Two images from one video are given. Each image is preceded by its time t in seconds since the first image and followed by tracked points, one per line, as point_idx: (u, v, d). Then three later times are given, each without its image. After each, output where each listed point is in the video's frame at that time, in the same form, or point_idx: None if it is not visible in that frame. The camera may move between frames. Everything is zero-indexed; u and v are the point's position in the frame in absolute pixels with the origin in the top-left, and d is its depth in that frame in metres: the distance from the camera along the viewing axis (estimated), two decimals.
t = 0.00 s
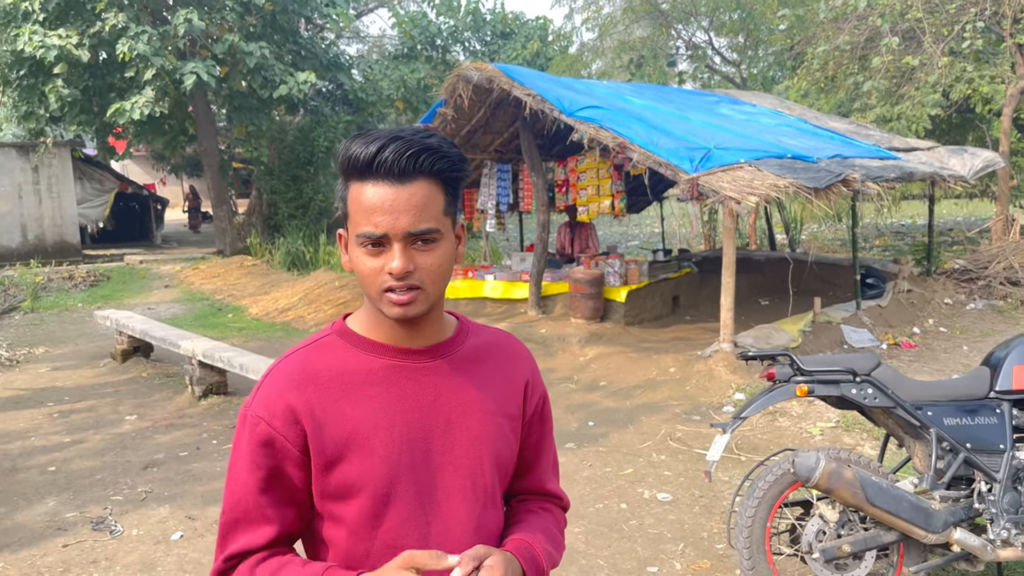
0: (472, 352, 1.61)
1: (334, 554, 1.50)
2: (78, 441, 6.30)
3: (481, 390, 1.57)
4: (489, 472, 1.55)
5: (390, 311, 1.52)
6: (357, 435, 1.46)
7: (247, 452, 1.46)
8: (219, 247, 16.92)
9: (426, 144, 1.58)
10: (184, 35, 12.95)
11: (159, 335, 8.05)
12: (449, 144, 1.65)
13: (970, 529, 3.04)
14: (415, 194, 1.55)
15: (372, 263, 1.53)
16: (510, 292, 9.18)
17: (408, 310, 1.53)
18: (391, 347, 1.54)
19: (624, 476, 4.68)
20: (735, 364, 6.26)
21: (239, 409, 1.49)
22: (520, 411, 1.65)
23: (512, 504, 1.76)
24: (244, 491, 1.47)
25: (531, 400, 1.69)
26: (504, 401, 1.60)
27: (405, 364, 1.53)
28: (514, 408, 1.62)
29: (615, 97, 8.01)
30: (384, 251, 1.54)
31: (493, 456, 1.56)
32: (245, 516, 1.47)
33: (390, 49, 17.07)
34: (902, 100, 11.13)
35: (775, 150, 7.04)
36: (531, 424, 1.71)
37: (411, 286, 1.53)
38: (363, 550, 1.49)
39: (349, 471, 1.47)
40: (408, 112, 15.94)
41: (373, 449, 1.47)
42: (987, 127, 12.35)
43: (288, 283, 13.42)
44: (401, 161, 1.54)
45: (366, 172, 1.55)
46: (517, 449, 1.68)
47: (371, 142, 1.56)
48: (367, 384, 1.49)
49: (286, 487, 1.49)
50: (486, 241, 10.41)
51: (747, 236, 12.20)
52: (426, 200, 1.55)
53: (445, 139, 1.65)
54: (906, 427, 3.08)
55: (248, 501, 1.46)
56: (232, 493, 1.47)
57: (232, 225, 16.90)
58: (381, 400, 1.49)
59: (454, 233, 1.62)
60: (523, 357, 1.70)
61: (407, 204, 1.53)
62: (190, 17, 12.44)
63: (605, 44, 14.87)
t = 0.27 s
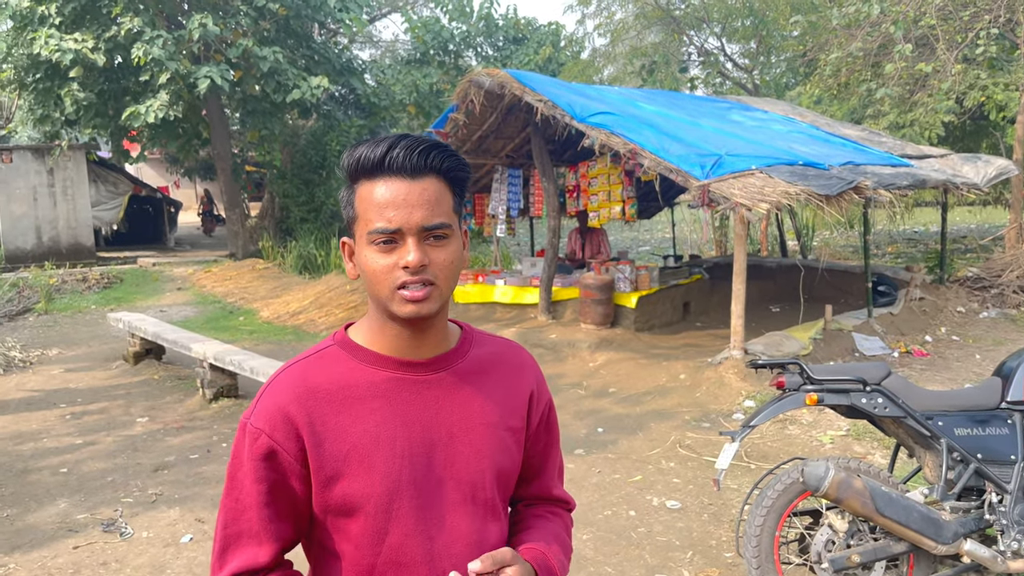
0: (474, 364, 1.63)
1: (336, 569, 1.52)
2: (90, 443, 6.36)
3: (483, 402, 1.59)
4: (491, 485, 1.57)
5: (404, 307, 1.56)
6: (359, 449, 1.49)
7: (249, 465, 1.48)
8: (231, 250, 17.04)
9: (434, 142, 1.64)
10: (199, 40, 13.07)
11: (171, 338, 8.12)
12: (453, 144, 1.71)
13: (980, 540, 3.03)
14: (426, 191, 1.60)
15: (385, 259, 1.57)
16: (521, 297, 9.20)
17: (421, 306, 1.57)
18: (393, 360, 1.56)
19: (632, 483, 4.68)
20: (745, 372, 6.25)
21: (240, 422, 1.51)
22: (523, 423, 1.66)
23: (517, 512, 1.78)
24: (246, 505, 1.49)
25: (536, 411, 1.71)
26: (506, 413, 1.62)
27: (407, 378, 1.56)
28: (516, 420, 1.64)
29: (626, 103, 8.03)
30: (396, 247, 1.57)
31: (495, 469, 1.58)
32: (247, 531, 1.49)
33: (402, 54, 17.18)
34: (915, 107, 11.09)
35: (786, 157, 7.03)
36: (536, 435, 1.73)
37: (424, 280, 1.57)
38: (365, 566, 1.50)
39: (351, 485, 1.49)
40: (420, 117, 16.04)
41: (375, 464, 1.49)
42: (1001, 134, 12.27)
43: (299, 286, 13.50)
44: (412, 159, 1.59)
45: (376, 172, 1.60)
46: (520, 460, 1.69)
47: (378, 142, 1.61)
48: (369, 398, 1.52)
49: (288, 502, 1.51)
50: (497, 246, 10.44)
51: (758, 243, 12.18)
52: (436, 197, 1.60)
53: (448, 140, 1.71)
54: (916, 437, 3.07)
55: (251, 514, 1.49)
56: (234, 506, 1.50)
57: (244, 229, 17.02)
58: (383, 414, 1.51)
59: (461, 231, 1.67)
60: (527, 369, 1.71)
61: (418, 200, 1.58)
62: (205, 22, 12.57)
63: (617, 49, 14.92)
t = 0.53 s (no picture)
0: (481, 369, 1.65)
1: None
2: (99, 446, 6.40)
3: (491, 408, 1.61)
4: (500, 491, 1.58)
5: (411, 313, 1.57)
6: (368, 456, 1.50)
7: (260, 476, 1.49)
8: (239, 254, 17.11)
9: (438, 149, 1.66)
10: (208, 46, 13.15)
11: (179, 342, 8.17)
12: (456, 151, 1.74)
13: (989, 547, 3.02)
14: (432, 196, 1.61)
15: (392, 266, 1.58)
16: (528, 302, 9.21)
17: (428, 311, 1.58)
18: (400, 367, 1.58)
19: (639, 488, 4.68)
20: (752, 377, 6.24)
21: (250, 433, 1.51)
22: (530, 429, 1.68)
23: (525, 517, 1.79)
24: (260, 517, 1.49)
25: (542, 417, 1.73)
26: (513, 419, 1.63)
27: (414, 384, 1.57)
28: (523, 426, 1.65)
29: (634, 109, 8.04)
30: (403, 253, 1.59)
31: (504, 475, 1.58)
32: (263, 543, 1.50)
33: (410, 60, 17.25)
34: (923, 111, 11.07)
35: (793, 163, 7.02)
36: (543, 439, 1.74)
37: (432, 286, 1.58)
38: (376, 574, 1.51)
39: (361, 492, 1.50)
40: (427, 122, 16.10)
41: (384, 471, 1.50)
42: (1010, 139, 12.23)
43: (306, 291, 13.55)
44: (416, 165, 1.61)
45: (382, 179, 1.62)
46: (528, 467, 1.70)
47: (382, 150, 1.62)
48: (376, 406, 1.53)
49: (299, 511, 1.51)
50: (504, 251, 10.46)
51: (765, 248, 12.16)
52: (442, 202, 1.63)
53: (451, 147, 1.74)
54: (924, 443, 3.06)
55: (266, 527, 1.49)
56: (246, 519, 1.50)
57: (252, 233, 17.08)
58: (391, 421, 1.53)
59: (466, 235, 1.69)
60: (532, 374, 1.73)
61: (424, 205, 1.60)
62: (214, 27, 12.66)
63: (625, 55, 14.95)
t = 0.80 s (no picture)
0: (486, 371, 1.65)
1: None
2: (100, 447, 6.41)
3: (496, 409, 1.61)
4: (505, 495, 1.57)
5: (420, 287, 1.57)
6: (369, 458, 1.51)
7: (259, 480, 1.50)
8: (239, 256, 17.12)
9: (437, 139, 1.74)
10: (208, 47, 13.17)
11: (179, 343, 8.17)
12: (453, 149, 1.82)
13: (988, 547, 3.03)
14: (434, 177, 1.66)
15: (397, 243, 1.59)
16: (528, 304, 9.22)
17: (435, 286, 1.58)
18: (403, 368, 1.59)
19: (639, 489, 4.69)
20: (752, 379, 6.25)
21: (250, 436, 1.53)
22: (537, 432, 1.67)
23: (533, 523, 1.79)
24: (259, 521, 1.50)
25: (551, 420, 1.72)
26: (519, 422, 1.63)
27: (418, 387, 1.58)
28: (530, 429, 1.65)
29: (634, 111, 8.06)
30: (407, 231, 1.61)
31: (509, 478, 1.58)
32: (263, 548, 1.51)
33: (410, 62, 17.28)
34: (922, 114, 11.09)
35: (793, 165, 7.04)
36: (551, 443, 1.74)
37: (438, 261, 1.58)
38: None
39: (361, 495, 1.50)
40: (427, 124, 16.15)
41: (385, 473, 1.50)
42: (1010, 141, 12.26)
43: (306, 292, 13.56)
44: (417, 151, 1.68)
45: (384, 167, 1.68)
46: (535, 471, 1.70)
47: (382, 142, 1.69)
48: (378, 407, 1.54)
49: (299, 514, 1.52)
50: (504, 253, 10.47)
51: (765, 250, 12.18)
52: (444, 183, 1.67)
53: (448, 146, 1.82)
54: (923, 443, 3.07)
55: (264, 531, 1.50)
56: (246, 523, 1.52)
57: (252, 235, 17.09)
58: (393, 423, 1.53)
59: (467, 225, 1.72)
60: (539, 376, 1.73)
61: (427, 185, 1.64)
62: (214, 29, 12.69)
63: (625, 57, 14.99)
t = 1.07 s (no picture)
0: (479, 358, 1.63)
1: (335, 570, 1.51)
2: (86, 447, 6.34)
3: (488, 395, 1.58)
4: (496, 483, 1.54)
5: (411, 277, 1.55)
6: (355, 443, 1.49)
7: (244, 464, 1.49)
8: (227, 256, 17.01)
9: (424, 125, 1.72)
10: (197, 46, 13.09)
11: (167, 342, 8.11)
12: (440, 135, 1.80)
13: (974, 545, 3.05)
14: (423, 164, 1.65)
15: (387, 232, 1.57)
16: (517, 304, 9.21)
17: (427, 275, 1.55)
18: (392, 354, 1.57)
19: (628, 488, 4.69)
20: (740, 378, 6.27)
21: (237, 421, 1.52)
22: (531, 421, 1.63)
23: (531, 519, 1.76)
24: (244, 506, 1.49)
25: (547, 409, 1.69)
26: (512, 409, 1.60)
27: (407, 372, 1.56)
28: (523, 416, 1.62)
29: (623, 111, 8.07)
30: (398, 219, 1.58)
31: (499, 466, 1.55)
32: (248, 532, 1.49)
33: (399, 62, 17.24)
34: (909, 116, 11.17)
35: (781, 166, 7.08)
36: (548, 433, 1.70)
37: (430, 250, 1.56)
38: (364, 565, 1.49)
39: (347, 481, 1.48)
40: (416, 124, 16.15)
41: (370, 459, 1.48)
42: (995, 144, 12.38)
43: (295, 292, 13.49)
44: (406, 136, 1.66)
45: (371, 153, 1.66)
46: (531, 461, 1.67)
47: (370, 128, 1.67)
48: (366, 391, 1.53)
49: (285, 501, 1.51)
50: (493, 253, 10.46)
51: (753, 251, 12.24)
52: (433, 171, 1.65)
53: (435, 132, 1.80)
54: (910, 441, 3.09)
55: (249, 516, 1.49)
56: (231, 508, 1.50)
57: (240, 234, 16.99)
58: (379, 408, 1.51)
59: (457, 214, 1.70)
60: (535, 365, 1.69)
61: (416, 172, 1.62)
62: (202, 28, 12.61)
63: (614, 58, 15.03)
